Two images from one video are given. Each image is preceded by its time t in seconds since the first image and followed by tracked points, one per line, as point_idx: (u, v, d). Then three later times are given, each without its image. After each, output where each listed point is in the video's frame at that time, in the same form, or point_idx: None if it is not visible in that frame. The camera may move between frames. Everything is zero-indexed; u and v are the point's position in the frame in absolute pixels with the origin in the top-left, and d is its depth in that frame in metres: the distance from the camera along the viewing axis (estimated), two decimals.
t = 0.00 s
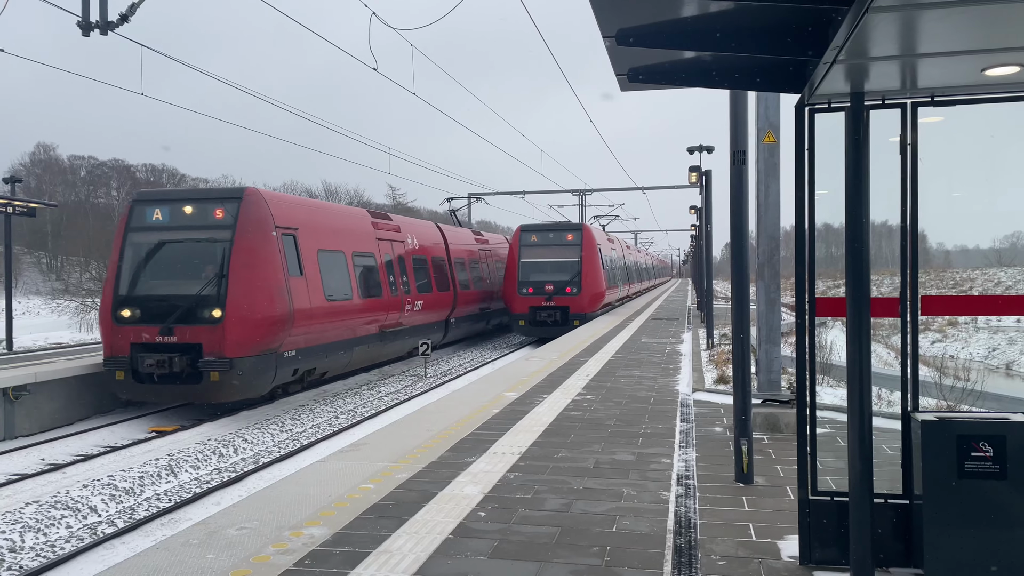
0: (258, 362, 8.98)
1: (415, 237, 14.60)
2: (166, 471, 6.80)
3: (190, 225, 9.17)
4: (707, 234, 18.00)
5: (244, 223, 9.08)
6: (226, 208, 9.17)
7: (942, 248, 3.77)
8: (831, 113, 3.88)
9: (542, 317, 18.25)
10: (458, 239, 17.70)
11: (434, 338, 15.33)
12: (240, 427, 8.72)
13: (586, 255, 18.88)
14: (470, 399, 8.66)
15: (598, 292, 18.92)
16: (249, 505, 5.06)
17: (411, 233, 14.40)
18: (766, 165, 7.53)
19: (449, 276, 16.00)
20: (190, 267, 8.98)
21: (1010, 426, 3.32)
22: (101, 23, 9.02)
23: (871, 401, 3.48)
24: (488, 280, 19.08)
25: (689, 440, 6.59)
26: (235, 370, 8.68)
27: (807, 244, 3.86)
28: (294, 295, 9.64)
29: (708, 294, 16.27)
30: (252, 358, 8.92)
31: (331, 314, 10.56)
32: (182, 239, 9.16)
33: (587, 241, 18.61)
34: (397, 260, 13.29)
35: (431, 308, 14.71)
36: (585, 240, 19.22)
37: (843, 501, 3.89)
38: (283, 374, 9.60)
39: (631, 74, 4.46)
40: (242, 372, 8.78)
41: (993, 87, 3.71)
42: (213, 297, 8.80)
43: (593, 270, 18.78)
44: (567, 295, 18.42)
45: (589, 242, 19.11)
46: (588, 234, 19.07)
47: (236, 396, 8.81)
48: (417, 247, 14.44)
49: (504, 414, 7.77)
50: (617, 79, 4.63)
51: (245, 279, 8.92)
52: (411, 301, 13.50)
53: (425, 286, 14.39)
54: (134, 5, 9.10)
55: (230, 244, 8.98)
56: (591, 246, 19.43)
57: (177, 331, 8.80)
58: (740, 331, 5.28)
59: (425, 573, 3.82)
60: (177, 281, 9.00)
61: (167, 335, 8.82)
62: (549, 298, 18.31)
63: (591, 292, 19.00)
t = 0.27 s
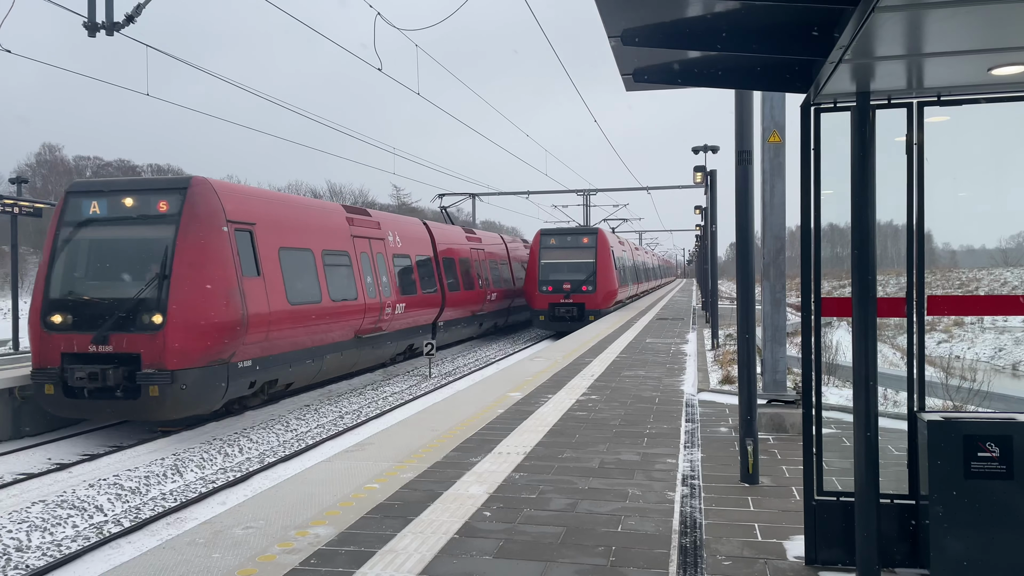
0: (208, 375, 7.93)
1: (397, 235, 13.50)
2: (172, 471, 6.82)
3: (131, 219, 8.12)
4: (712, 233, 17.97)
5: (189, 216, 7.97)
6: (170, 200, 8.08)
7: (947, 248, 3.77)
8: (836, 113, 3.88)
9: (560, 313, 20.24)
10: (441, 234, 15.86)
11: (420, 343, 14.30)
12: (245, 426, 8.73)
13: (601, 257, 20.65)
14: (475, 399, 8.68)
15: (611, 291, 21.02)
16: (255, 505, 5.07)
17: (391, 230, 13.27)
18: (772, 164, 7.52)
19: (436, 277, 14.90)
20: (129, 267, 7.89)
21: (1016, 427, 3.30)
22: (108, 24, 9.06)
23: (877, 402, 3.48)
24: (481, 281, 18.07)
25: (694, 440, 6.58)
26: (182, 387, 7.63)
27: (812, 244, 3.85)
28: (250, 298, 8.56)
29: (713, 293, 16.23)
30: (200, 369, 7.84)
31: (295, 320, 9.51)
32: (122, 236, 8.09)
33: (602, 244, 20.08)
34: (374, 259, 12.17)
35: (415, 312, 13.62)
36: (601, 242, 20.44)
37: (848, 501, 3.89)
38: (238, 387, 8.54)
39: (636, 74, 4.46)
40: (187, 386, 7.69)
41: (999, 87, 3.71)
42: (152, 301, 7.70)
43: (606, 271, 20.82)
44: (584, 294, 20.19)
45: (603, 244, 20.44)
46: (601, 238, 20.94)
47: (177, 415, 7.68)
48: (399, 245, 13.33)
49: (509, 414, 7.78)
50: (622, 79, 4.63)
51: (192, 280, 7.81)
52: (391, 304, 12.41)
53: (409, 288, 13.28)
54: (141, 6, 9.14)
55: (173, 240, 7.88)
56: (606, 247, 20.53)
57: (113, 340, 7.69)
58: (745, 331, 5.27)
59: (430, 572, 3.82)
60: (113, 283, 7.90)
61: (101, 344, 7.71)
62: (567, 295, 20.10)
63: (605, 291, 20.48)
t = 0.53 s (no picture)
0: (139, 392, 6.78)
1: (379, 232, 12.42)
2: (178, 470, 6.85)
3: (60, 212, 6.98)
4: (717, 233, 17.92)
5: (120, 206, 6.83)
6: (98, 189, 6.92)
7: (953, 248, 3.76)
8: (842, 113, 3.87)
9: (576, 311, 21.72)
10: (429, 234, 14.93)
11: (404, 349, 13.31)
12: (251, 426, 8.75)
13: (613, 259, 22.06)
14: (480, 399, 8.70)
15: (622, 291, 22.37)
16: (261, 505, 5.08)
17: (372, 227, 12.17)
18: (777, 165, 7.51)
19: (421, 278, 13.83)
20: (52, 265, 6.82)
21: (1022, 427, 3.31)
22: (114, 25, 9.09)
23: (883, 402, 3.47)
24: (473, 282, 17.07)
25: (699, 441, 6.58)
26: (109, 404, 6.52)
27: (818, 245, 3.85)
28: (190, 302, 7.39)
29: (717, 293, 16.19)
30: (129, 385, 6.68)
31: (252, 326, 8.47)
32: (46, 230, 7.01)
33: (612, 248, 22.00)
34: (350, 258, 11.08)
35: (398, 315, 12.55)
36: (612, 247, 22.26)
37: (854, 502, 3.88)
38: (178, 405, 7.42)
39: (642, 74, 4.45)
40: (116, 404, 6.59)
41: (1006, 87, 3.70)
42: (75, 305, 6.60)
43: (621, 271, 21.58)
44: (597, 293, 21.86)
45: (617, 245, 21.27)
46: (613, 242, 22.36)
47: (106, 435, 6.59)
48: (380, 243, 12.27)
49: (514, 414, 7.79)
50: (627, 79, 4.63)
51: (119, 282, 6.66)
52: (368, 307, 11.28)
53: (390, 290, 12.20)
54: (147, 7, 9.17)
55: (100, 235, 6.76)
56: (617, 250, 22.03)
57: (31, 350, 6.57)
58: (750, 332, 5.27)
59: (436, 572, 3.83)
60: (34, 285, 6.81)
61: (17, 355, 6.60)
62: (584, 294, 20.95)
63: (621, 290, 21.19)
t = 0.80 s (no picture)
0: (53, 413, 5.94)
1: (351, 229, 11.56)
2: (183, 470, 6.87)
3: None
4: (722, 234, 17.89)
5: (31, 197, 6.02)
6: (8, 175, 6.10)
7: (960, 250, 3.74)
8: (849, 114, 3.87)
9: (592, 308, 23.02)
10: (412, 232, 14.03)
11: (384, 356, 12.43)
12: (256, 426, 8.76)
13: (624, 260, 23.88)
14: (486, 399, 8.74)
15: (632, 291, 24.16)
16: (268, 505, 5.10)
17: (343, 225, 11.30)
18: (783, 165, 7.49)
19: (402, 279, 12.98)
20: None
21: None
22: (121, 26, 9.13)
23: (889, 403, 3.46)
24: (462, 283, 16.13)
25: (704, 441, 6.57)
26: (11, 430, 5.70)
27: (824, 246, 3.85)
28: (114, 307, 6.53)
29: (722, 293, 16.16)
30: (40, 404, 5.85)
31: (194, 335, 7.60)
32: None
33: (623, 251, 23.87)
34: (315, 258, 10.26)
35: (374, 320, 11.72)
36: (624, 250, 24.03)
37: (860, 503, 3.87)
38: (104, 425, 6.57)
39: (647, 74, 4.45)
40: (22, 425, 5.75)
41: (1012, 88, 3.70)
42: None
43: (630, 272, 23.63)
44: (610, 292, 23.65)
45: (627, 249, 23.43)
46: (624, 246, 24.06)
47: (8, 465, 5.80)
48: (352, 242, 11.42)
49: (519, 414, 7.79)
50: (633, 79, 4.63)
51: (24, 284, 5.81)
52: (339, 311, 10.53)
53: (362, 292, 11.34)
54: (153, 8, 9.20)
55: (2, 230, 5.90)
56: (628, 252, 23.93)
57: None
58: (756, 332, 5.26)
59: (441, 572, 3.84)
60: None
61: None
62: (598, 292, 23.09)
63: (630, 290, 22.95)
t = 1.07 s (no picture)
0: None
1: (325, 226, 10.55)
2: (188, 469, 6.89)
3: None
4: (726, 234, 17.86)
5: None
6: None
7: (965, 251, 3.74)
8: (855, 114, 3.86)
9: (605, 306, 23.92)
10: (394, 230, 12.97)
11: (361, 362, 11.42)
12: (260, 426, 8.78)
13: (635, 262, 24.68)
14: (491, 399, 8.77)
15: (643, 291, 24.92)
16: (273, 505, 5.11)
17: (313, 220, 10.25)
18: (788, 166, 7.48)
19: (381, 279, 11.94)
20: None
21: None
22: (127, 26, 9.16)
23: (895, 404, 3.46)
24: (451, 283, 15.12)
25: (709, 442, 6.57)
26: None
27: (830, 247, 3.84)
28: (12, 316, 5.59)
29: (727, 294, 16.15)
30: None
31: (118, 342, 6.61)
32: None
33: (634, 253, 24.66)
34: (278, 257, 9.25)
35: (348, 324, 10.69)
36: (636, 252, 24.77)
37: (866, 505, 3.86)
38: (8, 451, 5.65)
39: (652, 76, 4.45)
40: None
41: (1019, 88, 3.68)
42: None
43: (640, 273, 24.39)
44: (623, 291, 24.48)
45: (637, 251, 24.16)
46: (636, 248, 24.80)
47: None
48: (323, 239, 10.40)
49: (524, 415, 7.79)
50: (638, 80, 4.62)
51: None
52: (306, 315, 9.52)
53: (335, 295, 10.34)
54: (159, 8, 9.23)
55: None
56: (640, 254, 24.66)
57: None
58: (761, 333, 5.25)
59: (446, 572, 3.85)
60: None
61: None
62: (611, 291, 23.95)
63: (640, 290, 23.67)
